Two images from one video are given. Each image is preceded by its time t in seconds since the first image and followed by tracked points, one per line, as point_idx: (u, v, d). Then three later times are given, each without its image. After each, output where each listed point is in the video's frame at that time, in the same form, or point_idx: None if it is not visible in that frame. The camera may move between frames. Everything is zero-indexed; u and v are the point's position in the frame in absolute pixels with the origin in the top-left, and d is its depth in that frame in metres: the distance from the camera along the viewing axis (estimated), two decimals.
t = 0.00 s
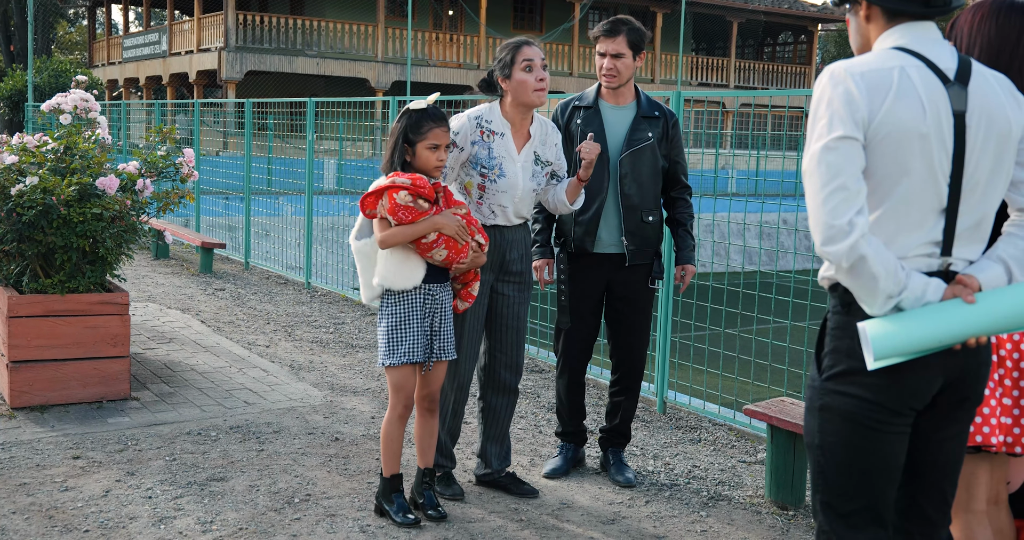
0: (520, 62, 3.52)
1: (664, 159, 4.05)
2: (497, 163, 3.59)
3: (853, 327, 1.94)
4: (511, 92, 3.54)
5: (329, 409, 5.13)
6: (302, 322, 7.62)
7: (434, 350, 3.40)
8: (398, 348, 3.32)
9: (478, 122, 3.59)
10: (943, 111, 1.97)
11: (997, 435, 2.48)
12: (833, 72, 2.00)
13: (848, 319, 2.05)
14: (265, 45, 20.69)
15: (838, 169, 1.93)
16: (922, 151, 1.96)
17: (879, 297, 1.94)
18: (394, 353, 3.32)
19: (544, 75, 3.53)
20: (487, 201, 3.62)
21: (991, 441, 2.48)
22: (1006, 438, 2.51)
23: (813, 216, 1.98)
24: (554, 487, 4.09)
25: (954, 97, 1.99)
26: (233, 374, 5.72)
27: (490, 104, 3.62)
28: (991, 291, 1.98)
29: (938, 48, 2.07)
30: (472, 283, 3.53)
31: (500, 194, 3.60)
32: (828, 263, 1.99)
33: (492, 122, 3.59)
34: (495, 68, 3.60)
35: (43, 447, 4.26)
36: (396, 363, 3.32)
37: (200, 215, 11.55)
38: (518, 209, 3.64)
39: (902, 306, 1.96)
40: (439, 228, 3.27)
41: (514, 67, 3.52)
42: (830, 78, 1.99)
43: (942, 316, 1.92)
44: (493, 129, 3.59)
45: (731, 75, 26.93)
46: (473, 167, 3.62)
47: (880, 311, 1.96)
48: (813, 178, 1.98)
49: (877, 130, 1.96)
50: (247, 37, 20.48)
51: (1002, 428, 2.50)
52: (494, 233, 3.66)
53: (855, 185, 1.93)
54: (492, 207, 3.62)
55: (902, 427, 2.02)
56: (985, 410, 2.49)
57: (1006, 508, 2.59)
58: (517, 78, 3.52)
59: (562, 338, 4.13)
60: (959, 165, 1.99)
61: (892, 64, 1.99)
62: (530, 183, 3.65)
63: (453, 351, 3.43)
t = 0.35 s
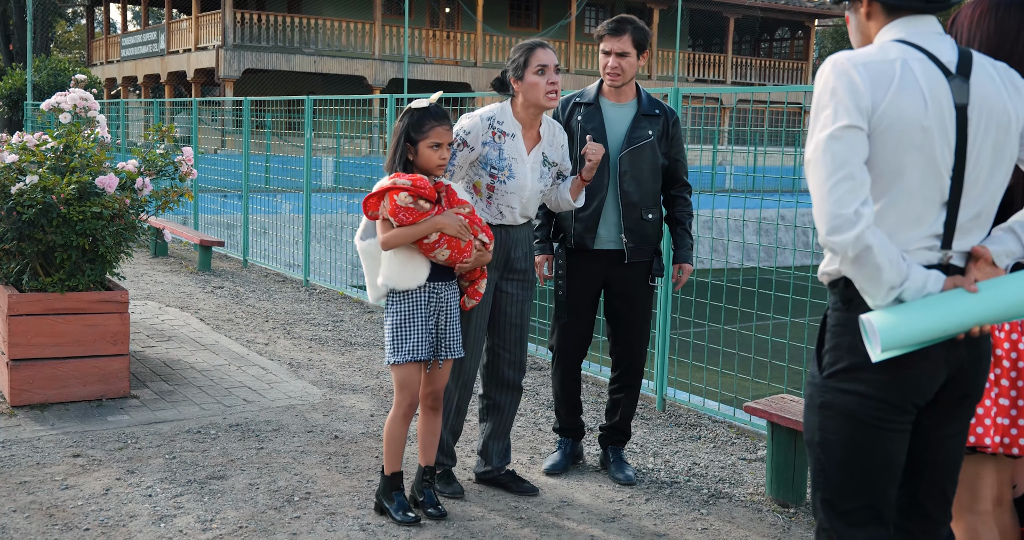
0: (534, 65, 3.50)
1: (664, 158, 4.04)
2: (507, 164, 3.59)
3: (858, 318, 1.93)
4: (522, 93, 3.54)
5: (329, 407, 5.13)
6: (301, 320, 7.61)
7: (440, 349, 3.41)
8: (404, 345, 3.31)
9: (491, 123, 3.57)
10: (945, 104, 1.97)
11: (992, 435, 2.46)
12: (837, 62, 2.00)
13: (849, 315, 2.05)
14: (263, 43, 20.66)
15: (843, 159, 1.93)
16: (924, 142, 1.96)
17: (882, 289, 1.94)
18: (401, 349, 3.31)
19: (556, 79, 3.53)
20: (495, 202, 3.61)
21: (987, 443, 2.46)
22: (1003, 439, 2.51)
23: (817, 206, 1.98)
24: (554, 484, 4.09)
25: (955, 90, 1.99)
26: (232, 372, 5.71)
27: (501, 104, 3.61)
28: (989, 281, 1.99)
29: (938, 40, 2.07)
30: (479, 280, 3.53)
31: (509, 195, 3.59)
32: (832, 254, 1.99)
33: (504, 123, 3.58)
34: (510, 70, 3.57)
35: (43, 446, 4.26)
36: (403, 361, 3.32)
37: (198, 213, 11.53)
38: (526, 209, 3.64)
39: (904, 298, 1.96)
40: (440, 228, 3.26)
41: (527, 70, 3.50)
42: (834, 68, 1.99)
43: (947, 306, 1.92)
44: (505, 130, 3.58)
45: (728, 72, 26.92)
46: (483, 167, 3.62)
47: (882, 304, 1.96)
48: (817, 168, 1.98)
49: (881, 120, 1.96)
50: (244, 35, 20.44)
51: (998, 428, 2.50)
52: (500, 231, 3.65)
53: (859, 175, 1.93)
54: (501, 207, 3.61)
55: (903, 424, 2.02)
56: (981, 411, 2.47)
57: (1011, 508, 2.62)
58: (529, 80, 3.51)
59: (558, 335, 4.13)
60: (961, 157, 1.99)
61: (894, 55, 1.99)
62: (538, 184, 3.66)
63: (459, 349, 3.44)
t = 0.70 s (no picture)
0: (535, 65, 3.50)
1: (649, 155, 4.06)
2: (509, 162, 3.58)
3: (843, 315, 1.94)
4: (523, 92, 3.53)
5: (328, 406, 5.12)
6: (301, 319, 7.60)
7: (440, 349, 3.40)
8: (403, 344, 3.31)
9: (490, 122, 3.56)
10: (951, 104, 1.96)
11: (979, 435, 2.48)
12: (843, 56, 2.00)
13: (844, 313, 2.04)
14: (262, 42, 20.64)
15: (837, 154, 1.93)
16: (926, 141, 1.95)
17: (870, 288, 1.94)
18: (399, 349, 3.31)
19: (555, 80, 3.51)
20: (497, 200, 3.61)
21: (973, 443, 2.48)
22: (993, 440, 2.50)
23: (810, 202, 1.98)
24: (553, 483, 4.09)
25: (966, 92, 1.97)
26: (232, 372, 5.71)
27: (502, 103, 3.61)
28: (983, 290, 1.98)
29: (952, 41, 2.05)
30: (483, 280, 3.50)
31: (511, 193, 3.59)
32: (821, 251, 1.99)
33: (505, 121, 3.57)
34: (511, 68, 3.58)
35: (42, 446, 4.25)
36: (402, 360, 3.31)
37: (198, 212, 11.52)
38: (528, 208, 3.64)
39: (893, 299, 1.95)
40: (440, 229, 3.25)
41: (528, 69, 3.50)
42: (839, 63, 1.99)
43: (935, 311, 1.92)
44: (506, 129, 3.57)
45: (728, 71, 26.88)
46: (484, 166, 3.60)
47: (869, 302, 1.95)
48: (812, 163, 1.98)
49: (880, 117, 1.96)
50: (244, 34, 20.43)
51: (988, 430, 2.49)
52: (502, 230, 3.64)
53: (852, 172, 1.92)
54: (503, 206, 3.60)
55: (898, 424, 2.01)
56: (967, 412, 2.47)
57: (1007, 508, 2.61)
58: (530, 80, 3.51)
59: (553, 334, 4.13)
60: (967, 160, 1.98)
61: (902, 52, 1.98)
62: (541, 181, 3.64)
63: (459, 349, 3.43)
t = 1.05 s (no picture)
0: (533, 60, 3.51)
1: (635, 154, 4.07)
2: (507, 157, 3.59)
3: (875, 318, 1.91)
4: (518, 86, 3.55)
5: (329, 406, 5.12)
6: (301, 318, 7.60)
7: (439, 348, 3.40)
8: (402, 344, 3.31)
9: (486, 117, 3.60)
10: (979, 108, 1.97)
11: (980, 434, 2.48)
12: (882, 55, 1.95)
13: (856, 317, 2.03)
14: (262, 42, 20.65)
15: (885, 158, 1.89)
16: (959, 144, 1.95)
17: (904, 293, 1.92)
18: (398, 350, 3.31)
19: (554, 78, 3.54)
20: (498, 196, 3.60)
21: (974, 440, 2.48)
22: (994, 438, 2.51)
23: (852, 205, 1.93)
24: (554, 483, 4.09)
25: (987, 95, 1.99)
26: (232, 371, 5.71)
27: (496, 100, 3.64)
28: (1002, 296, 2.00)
29: (967, 43, 2.07)
30: (481, 280, 3.50)
31: (511, 188, 3.59)
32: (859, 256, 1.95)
33: (500, 116, 3.60)
34: (506, 62, 3.61)
35: (43, 445, 4.25)
36: (401, 360, 3.31)
37: (198, 212, 11.53)
38: (533, 202, 3.63)
39: (919, 304, 1.95)
40: (439, 227, 3.25)
41: (525, 64, 3.52)
42: (880, 62, 1.94)
43: (963, 316, 1.93)
44: (501, 123, 3.59)
45: (728, 70, 26.89)
46: (483, 162, 3.62)
47: (899, 308, 1.94)
48: (855, 165, 1.93)
49: (921, 120, 1.94)
50: (243, 34, 20.45)
51: (989, 428, 2.50)
52: (503, 227, 3.63)
53: (900, 176, 1.90)
54: (504, 202, 3.60)
55: (906, 426, 2.02)
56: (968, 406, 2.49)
57: (1006, 505, 2.62)
58: (526, 75, 3.52)
59: (548, 333, 4.13)
60: (986, 164, 2.01)
61: (936, 54, 1.97)
62: (541, 174, 3.64)
63: (458, 349, 3.43)
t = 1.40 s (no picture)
0: (530, 55, 3.51)
1: (641, 154, 4.08)
2: (508, 155, 3.59)
3: (879, 321, 1.91)
4: (516, 83, 3.56)
5: (332, 406, 5.13)
6: (303, 319, 7.61)
7: (440, 349, 3.40)
8: (404, 347, 3.32)
9: (485, 117, 3.61)
10: (986, 112, 1.98)
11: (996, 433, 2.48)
12: (892, 59, 1.94)
13: (859, 319, 2.03)
14: (265, 42, 20.66)
15: (895, 163, 1.89)
16: (966, 150, 1.96)
17: (909, 298, 1.92)
18: (401, 352, 3.31)
19: (551, 70, 3.54)
20: (500, 196, 3.61)
21: (991, 439, 2.48)
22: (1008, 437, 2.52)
23: (861, 211, 1.92)
24: (557, 483, 4.09)
25: (994, 99, 2.00)
26: (235, 371, 5.72)
27: (495, 100, 3.64)
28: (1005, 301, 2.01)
29: (974, 46, 2.07)
30: (478, 281, 3.51)
31: (514, 187, 3.59)
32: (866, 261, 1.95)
33: (500, 115, 3.61)
34: (504, 60, 3.61)
35: (47, 445, 4.26)
36: (403, 363, 3.32)
37: (200, 212, 11.54)
38: (535, 201, 3.64)
39: (923, 308, 1.95)
40: (437, 227, 3.26)
41: (522, 59, 3.52)
42: (891, 65, 1.93)
43: (967, 320, 1.93)
44: (501, 123, 3.60)
45: (730, 70, 26.87)
46: (484, 162, 3.63)
47: (903, 311, 1.94)
48: (865, 170, 1.92)
49: (929, 125, 1.94)
50: (246, 34, 20.48)
51: (1004, 426, 2.51)
52: (508, 227, 3.63)
53: (908, 182, 1.90)
54: (507, 202, 3.60)
55: (908, 428, 2.02)
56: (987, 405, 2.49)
57: (1013, 505, 2.62)
58: (524, 70, 3.53)
59: (550, 333, 4.13)
60: (992, 167, 2.01)
61: (946, 58, 1.97)
62: (543, 172, 3.65)
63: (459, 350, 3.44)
